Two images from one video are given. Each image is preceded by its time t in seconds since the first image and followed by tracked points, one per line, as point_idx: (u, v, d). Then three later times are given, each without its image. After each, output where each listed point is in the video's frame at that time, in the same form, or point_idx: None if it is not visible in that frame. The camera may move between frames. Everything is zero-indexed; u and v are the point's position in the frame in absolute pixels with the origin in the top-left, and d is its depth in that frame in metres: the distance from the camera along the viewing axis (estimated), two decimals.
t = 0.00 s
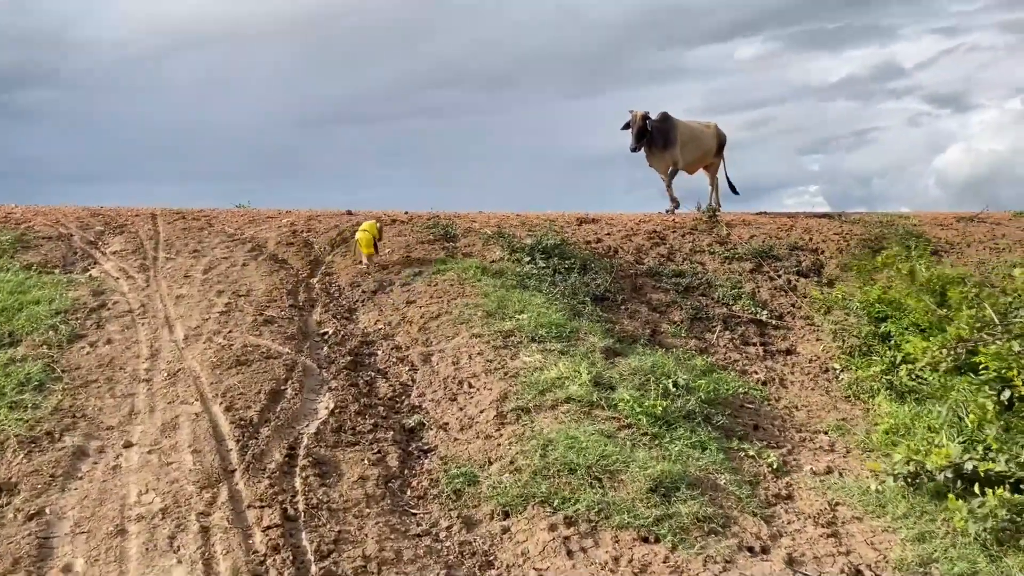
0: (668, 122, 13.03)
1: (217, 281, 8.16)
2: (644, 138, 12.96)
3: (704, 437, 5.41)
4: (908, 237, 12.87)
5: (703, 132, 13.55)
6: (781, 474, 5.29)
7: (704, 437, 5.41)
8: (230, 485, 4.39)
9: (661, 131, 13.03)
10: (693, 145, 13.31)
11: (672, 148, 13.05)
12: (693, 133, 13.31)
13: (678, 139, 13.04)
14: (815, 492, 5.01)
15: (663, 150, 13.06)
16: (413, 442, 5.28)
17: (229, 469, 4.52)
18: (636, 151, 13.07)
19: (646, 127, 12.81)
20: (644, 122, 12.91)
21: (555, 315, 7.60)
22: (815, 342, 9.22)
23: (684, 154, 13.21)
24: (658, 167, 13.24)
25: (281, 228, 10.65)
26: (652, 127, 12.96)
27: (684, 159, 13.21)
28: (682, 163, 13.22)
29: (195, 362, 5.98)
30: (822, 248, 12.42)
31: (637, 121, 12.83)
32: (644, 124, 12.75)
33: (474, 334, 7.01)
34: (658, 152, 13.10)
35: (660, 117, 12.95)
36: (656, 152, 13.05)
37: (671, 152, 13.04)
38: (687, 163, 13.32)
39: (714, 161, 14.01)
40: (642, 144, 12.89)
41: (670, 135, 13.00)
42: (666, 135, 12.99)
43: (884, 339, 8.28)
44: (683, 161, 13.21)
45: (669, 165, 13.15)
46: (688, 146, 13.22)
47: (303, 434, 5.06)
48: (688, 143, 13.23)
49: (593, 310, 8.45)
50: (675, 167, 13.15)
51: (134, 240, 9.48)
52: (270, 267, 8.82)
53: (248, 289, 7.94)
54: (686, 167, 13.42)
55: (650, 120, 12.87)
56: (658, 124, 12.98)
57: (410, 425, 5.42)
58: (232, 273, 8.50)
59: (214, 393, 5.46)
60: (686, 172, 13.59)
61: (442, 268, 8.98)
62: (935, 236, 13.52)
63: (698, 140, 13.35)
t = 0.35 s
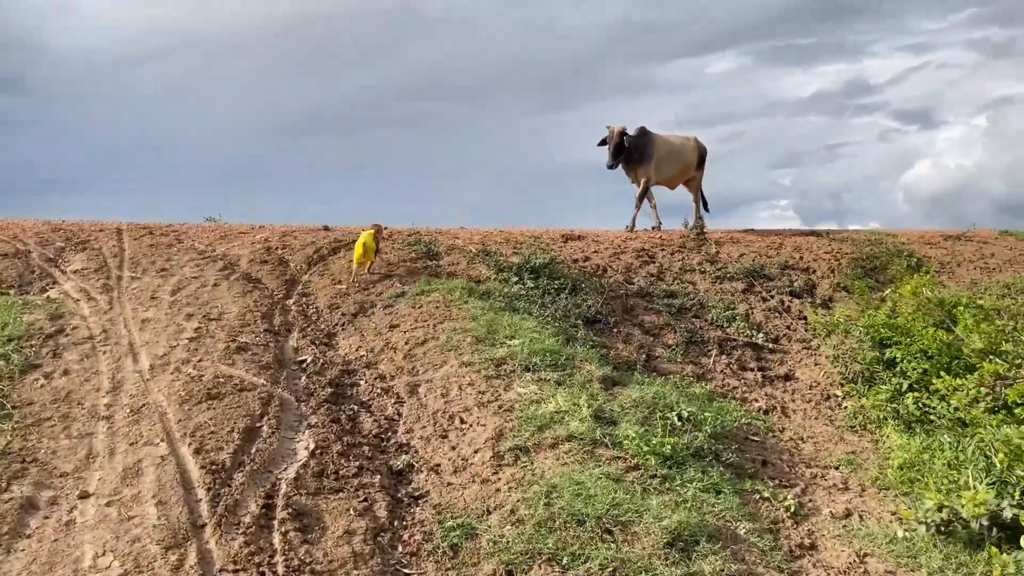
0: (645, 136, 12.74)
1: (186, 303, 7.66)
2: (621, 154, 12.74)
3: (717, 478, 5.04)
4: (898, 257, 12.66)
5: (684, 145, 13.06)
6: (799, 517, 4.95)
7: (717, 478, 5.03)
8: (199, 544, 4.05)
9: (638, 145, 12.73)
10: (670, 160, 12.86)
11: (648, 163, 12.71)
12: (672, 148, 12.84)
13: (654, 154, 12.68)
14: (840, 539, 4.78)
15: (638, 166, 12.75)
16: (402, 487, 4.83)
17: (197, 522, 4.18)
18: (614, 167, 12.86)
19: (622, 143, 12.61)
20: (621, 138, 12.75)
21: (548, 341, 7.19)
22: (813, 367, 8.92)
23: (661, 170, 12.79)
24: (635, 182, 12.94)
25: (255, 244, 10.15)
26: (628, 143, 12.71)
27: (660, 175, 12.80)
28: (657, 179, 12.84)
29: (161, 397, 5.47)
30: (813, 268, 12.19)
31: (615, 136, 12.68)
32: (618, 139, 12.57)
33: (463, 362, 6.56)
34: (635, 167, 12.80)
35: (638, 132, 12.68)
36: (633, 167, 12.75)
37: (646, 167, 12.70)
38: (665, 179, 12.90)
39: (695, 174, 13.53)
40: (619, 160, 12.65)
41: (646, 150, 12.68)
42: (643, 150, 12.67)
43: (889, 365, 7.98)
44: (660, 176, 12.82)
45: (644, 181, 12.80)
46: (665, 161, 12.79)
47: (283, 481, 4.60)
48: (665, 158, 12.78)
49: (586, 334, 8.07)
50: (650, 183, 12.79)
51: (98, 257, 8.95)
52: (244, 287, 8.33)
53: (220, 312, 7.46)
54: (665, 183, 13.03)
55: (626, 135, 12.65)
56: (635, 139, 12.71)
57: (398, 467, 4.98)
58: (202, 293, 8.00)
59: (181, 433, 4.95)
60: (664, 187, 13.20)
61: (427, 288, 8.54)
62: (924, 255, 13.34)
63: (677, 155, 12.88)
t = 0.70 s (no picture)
0: (622, 144, 12.37)
1: (149, 317, 7.16)
2: (597, 163, 12.33)
3: (724, 514, 4.65)
4: (888, 271, 12.42)
5: (659, 152, 12.81)
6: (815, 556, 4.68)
7: (725, 513, 4.66)
8: None
9: (615, 153, 12.35)
10: (649, 167, 12.54)
11: (626, 171, 12.35)
12: (649, 155, 12.56)
13: (631, 161, 12.34)
14: None
15: (616, 174, 12.36)
16: (382, 526, 4.43)
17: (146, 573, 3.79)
18: (591, 177, 12.42)
19: (599, 151, 12.18)
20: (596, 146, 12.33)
21: (538, 360, 6.77)
22: (810, 386, 8.58)
23: (640, 177, 12.44)
24: (613, 193, 12.51)
25: (226, 254, 9.65)
26: (605, 152, 12.31)
27: (639, 183, 12.46)
28: (636, 187, 12.48)
29: (116, 423, 4.96)
30: (803, 282, 11.91)
31: (591, 145, 12.23)
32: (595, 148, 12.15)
33: (447, 383, 6.12)
34: (613, 176, 12.40)
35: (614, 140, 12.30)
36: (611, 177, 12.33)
37: (625, 175, 12.31)
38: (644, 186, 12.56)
39: (673, 184, 13.22)
40: (596, 169, 12.22)
41: (623, 158, 12.31)
42: (620, 158, 12.30)
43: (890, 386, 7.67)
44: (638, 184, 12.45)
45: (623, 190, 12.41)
46: (644, 168, 12.46)
47: (249, 520, 4.22)
48: (644, 165, 12.47)
49: (576, 351, 7.67)
50: (630, 191, 12.41)
51: (56, 267, 8.42)
52: (212, 300, 7.84)
53: (185, 327, 6.97)
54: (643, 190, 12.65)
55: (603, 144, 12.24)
56: (611, 147, 12.34)
57: (378, 502, 4.59)
58: (167, 307, 7.50)
59: (136, 465, 4.48)
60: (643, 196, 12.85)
61: (408, 302, 8.09)
62: (914, 269, 13.12)
63: (654, 162, 12.60)
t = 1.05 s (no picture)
0: (601, 155, 12.02)
1: (120, 338, 6.74)
2: (578, 176, 11.92)
3: (741, 560, 4.33)
4: (884, 287, 12.18)
5: (639, 164, 12.56)
6: None
7: (742, 560, 4.35)
8: None
9: (596, 165, 12.01)
10: (630, 178, 12.27)
11: (607, 183, 12.03)
12: (629, 166, 12.30)
13: (613, 173, 12.04)
14: None
15: (598, 187, 11.98)
16: None
17: None
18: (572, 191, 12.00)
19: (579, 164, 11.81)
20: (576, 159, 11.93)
21: (534, 385, 6.41)
22: (813, 410, 8.28)
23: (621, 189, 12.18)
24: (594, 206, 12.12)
25: (204, 269, 9.23)
26: (585, 164, 11.92)
27: (621, 195, 12.18)
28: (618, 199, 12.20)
29: (79, 460, 4.57)
30: (799, 298, 11.65)
31: (570, 158, 11.86)
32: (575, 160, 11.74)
33: (439, 413, 5.74)
34: (595, 189, 12.02)
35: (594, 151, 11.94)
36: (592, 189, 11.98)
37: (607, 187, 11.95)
38: (625, 198, 12.28)
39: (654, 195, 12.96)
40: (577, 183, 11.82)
41: (604, 169, 11.97)
42: (601, 170, 11.94)
43: (900, 412, 7.35)
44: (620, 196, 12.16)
45: (605, 204, 12.07)
46: (625, 179, 12.19)
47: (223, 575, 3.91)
48: (625, 176, 12.19)
49: (572, 374, 7.33)
50: (612, 204, 12.10)
51: (22, 283, 7.98)
52: (189, 319, 7.42)
53: (158, 349, 6.55)
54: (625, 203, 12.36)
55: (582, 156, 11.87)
56: (592, 159, 11.98)
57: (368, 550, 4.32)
58: (140, 326, 7.09)
59: (100, 511, 4.14)
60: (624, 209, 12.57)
61: (395, 321, 7.70)
62: (910, 286, 12.90)
63: (635, 172, 12.33)
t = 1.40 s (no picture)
0: (590, 162, 11.67)
1: (108, 353, 6.36)
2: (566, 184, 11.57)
3: None
4: (891, 297, 11.94)
5: (628, 172, 12.21)
6: None
7: None
8: None
9: (584, 172, 11.67)
10: (620, 186, 11.99)
11: (595, 190, 11.70)
12: (619, 173, 12.01)
13: (602, 181, 11.69)
14: None
15: (586, 195, 11.64)
16: None
17: None
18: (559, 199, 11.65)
19: (567, 172, 11.44)
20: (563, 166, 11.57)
21: (548, 404, 6.07)
22: (829, 427, 8.00)
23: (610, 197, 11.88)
24: (582, 215, 11.77)
25: (195, 278, 8.85)
26: (574, 172, 11.57)
27: (611, 203, 11.89)
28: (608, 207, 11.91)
29: (64, 490, 4.22)
30: (806, 309, 11.39)
31: (557, 165, 11.48)
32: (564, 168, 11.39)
33: (449, 433, 5.40)
34: (583, 197, 11.67)
35: (582, 158, 11.58)
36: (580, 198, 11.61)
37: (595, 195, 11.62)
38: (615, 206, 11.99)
39: (642, 203, 12.67)
40: (565, 190, 11.47)
41: (593, 177, 11.62)
42: (590, 178, 11.59)
43: (925, 431, 7.03)
44: (608, 204, 11.81)
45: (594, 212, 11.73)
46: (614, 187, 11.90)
47: None
48: (615, 184, 11.90)
49: (584, 390, 7.00)
50: (601, 212, 11.81)
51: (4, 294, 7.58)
52: (181, 331, 7.05)
53: (149, 364, 6.19)
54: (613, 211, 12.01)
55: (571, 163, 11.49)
56: (580, 166, 11.62)
57: None
58: (129, 340, 6.71)
59: (87, 548, 3.82)
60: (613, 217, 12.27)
61: (397, 334, 7.35)
62: (916, 297, 12.69)
63: (624, 180, 12.04)
